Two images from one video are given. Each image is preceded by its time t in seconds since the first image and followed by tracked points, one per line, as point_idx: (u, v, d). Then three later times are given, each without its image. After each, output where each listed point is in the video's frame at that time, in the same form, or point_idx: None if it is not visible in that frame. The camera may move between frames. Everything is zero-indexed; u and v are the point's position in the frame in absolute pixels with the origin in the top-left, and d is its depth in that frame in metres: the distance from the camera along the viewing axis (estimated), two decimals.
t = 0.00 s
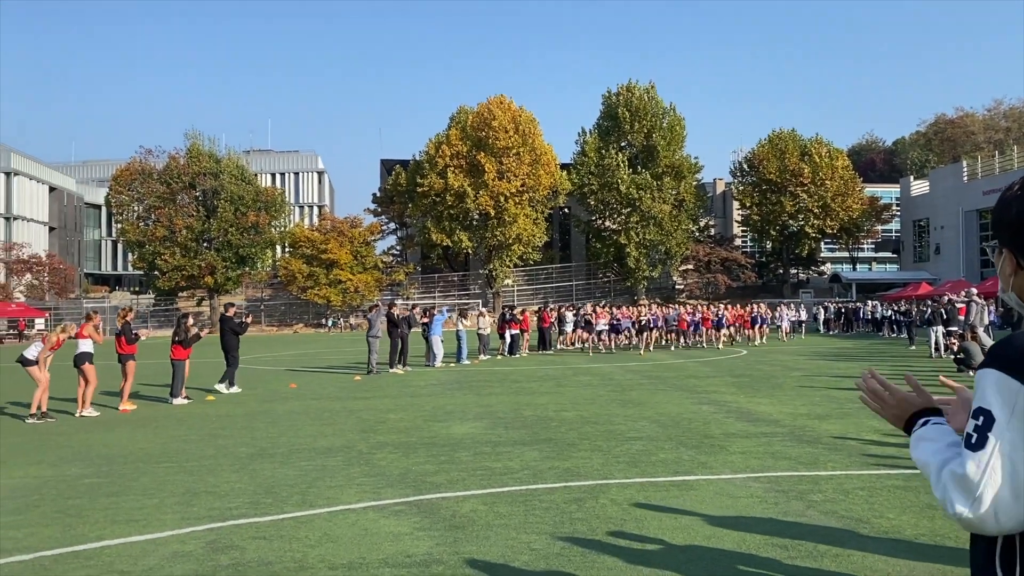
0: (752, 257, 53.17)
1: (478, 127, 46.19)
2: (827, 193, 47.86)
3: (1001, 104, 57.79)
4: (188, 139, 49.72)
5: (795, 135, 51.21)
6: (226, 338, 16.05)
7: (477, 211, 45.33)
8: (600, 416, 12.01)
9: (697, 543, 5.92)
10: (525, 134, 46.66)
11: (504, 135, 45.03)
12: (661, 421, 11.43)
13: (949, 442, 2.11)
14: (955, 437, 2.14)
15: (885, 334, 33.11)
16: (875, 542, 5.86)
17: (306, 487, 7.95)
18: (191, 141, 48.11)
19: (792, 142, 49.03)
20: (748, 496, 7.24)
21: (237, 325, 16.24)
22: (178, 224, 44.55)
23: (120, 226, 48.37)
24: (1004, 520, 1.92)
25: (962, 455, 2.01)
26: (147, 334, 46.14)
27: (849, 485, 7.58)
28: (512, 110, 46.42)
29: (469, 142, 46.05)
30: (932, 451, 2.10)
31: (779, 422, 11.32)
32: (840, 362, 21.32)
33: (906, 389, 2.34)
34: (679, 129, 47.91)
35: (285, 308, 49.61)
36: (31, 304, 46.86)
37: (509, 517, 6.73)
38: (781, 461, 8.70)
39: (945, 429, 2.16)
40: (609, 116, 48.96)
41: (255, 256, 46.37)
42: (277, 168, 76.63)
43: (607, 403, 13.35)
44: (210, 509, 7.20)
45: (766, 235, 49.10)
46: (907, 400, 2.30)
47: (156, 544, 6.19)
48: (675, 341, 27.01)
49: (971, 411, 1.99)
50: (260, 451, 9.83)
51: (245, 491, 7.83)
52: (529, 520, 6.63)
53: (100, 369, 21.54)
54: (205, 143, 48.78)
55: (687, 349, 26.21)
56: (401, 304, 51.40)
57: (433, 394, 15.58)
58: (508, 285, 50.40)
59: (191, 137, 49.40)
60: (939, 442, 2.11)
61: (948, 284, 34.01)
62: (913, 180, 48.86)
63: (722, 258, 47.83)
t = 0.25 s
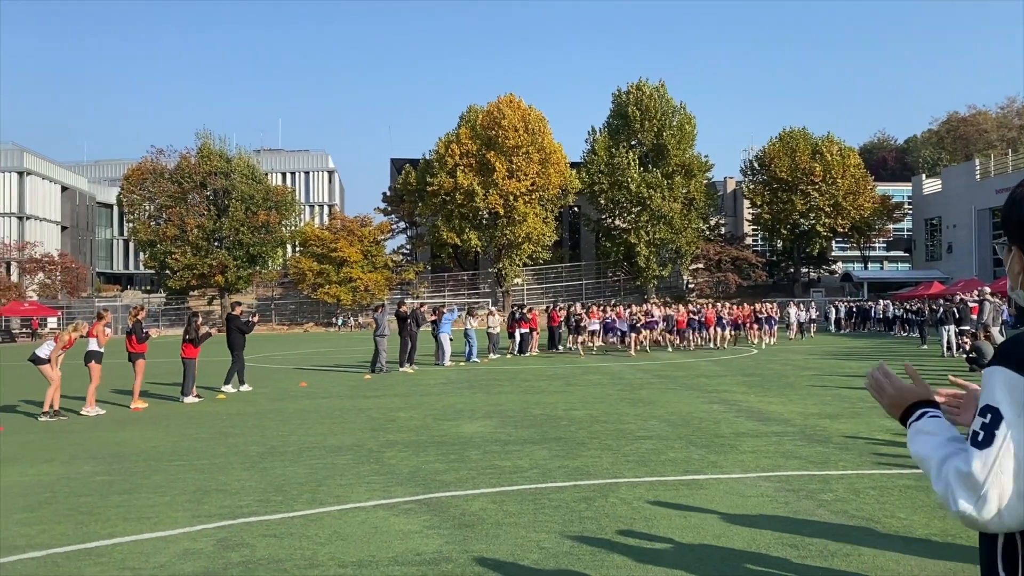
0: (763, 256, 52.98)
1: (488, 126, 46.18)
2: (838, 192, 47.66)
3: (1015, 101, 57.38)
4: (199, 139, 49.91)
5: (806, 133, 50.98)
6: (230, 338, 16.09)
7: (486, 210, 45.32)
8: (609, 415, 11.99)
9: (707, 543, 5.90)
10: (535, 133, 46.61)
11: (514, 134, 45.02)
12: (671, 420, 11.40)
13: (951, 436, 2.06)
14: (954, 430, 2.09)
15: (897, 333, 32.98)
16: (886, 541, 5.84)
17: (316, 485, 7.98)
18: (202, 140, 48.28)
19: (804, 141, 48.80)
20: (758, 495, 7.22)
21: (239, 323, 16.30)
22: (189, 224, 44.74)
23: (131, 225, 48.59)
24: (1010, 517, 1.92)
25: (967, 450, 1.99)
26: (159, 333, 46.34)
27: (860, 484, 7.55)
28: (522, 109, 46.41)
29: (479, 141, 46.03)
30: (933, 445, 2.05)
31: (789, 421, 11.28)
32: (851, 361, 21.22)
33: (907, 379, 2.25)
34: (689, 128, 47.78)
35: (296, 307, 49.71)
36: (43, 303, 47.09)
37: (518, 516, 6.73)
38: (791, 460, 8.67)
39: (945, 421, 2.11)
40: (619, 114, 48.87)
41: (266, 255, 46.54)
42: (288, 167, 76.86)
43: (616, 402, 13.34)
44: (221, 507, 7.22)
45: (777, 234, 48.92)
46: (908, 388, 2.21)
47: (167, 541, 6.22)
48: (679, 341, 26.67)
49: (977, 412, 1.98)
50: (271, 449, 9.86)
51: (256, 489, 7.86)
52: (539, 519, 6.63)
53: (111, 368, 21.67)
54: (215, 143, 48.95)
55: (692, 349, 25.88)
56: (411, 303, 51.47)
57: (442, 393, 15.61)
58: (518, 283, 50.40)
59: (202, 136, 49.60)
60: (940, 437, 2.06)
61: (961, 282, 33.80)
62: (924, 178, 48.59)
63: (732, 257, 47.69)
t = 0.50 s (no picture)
0: (772, 255, 52.82)
1: (496, 125, 46.16)
2: (848, 190, 47.48)
3: None
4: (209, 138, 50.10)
5: (816, 132, 50.77)
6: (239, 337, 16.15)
7: (495, 208, 45.32)
8: (618, 414, 11.98)
9: (716, 542, 5.89)
10: (543, 132, 46.57)
11: (522, 133, 45.00)
12: (680, 420, 11.38)
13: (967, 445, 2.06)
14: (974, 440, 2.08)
15: (907, 333, 32.89)
16: (896, 540, 5.82)
17: (325, 484, 8.00)
18: (212, 140, 48.42)
19: (813, 139, 48.58)
20: (768, 495, 7.20)
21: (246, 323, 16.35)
22: (199, 223, 44.91)
23: (142, 225, 48.82)
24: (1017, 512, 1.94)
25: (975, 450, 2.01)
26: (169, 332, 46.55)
27: (871, 484, 7.53)
28: (530, 108, 46.39)
29: (487, 140, 45.99)
30: (947, 452, 2.06)
31: (799, 421, 11.25)
32: (861, 360, 21.14)
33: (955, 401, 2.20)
34: (698, 127, 47.66)
35: (305, 306, 49.81)
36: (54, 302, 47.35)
37: (527, 515, 6.74)
38: (801, 460, 8.65)
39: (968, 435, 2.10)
40: (627, 113, 48.78)
41: (275, 253, 46.70)
42: (297, 167, 77.06)
43: (626, 402, 13.33)
44: (231, 505, 7.26)
45: (787, 233, 48.76)
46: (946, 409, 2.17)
47: (178, 539, 6.25)
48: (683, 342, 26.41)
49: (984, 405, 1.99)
50: (280, 448, 9.89)
51: (266, 487, 7.89)
52: (548, 518, 6.64)
53: (122, 367, 21.79)
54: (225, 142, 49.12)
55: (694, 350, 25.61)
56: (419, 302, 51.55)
57: (451, 392, 15.62)
58: (527, 282, 50.40)
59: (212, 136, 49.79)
60: (954, 445, 2.06)
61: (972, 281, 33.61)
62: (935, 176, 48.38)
63: (742, 256, 47.57)
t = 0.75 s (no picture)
0: (785, 254, 52.62)
1: (508, 124, 46.18)
2: (862, 188, 47.21)
3: None
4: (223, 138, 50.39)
5: (829, 129, 50.50)
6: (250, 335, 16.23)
7: (507, 207, 45.34)
8: (631, 413, 11.97)
9: (731, 541, 5.89)
10: (554, 131, 46.54)
11: (534, 132, 45.01)
12: (693, 419, 11.36)
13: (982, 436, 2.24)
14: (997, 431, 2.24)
15: (922, 332, 32.76)
16: (912, 538, 5.80)
17: (340, 481, 8.05)
18: (225, 140, 48.68)
19: (826, 137, 48.33)
20: (782, 493, 7.19)
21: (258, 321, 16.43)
22: (213, 222, 45.19)
23: (156, 225, 49.14)
24: None
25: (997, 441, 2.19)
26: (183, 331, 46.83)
27: (885, 483, 7.51)
28: (542, 106, 46.39)
29: (499, 138, 46.01)
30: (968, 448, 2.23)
31: (813, 419, 11.21)
32: (875, 359, 21.03)
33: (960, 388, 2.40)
34: (711, 125, 47.51)
35: (318, 304, 49.97)
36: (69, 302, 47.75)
37: (541, 512, 6.75)
38: (815, 459, 8.62)
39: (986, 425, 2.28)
40: (639, 111, 48.71)
41: (288, 252, 46.93)
42: (310, 166, 77.34)
43: (639, 401, 13.31)
44: (246, 502, 7.31)
45: (800, 232, 48.57)
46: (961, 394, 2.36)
47: (194, 536, 6.30)
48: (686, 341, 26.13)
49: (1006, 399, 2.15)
50: (295, 445, 9.96)
51: (281, 484, 7.94)
52: (561, 516, 6.65)
53: (138, 365, 21.98)
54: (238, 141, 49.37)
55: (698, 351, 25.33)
56: (431, 301, 51.67)
57: (463, 390, 15.66)
58: (539, 281, 50.42)
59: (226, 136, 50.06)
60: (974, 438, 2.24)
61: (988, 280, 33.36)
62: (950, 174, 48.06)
63: (755, 254, 47.41)
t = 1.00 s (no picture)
0: (799, 253, 52.37)
1: (520, 123, 46.18)
2: (876, 187, 46.91)
3: None
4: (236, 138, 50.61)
5: (843, 128, 50.21)
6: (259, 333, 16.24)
7: (518, 207, 45.30)
8: (643, 412, 11.96)
9: (745, 541, 5.86)
10: (566, 130, 46.50)
11: (546, 131, 44.98)
12: (706, 418, 11.32)
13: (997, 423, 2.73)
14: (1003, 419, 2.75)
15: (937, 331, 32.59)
16: (928, 539, 5.76)
17: (353, 480, 8.07)
18: (239, 139, 48.87)
19: (840, 135, 48.02)
20: (796, 493, 7.16)
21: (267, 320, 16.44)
22: (227, 222, 45.40)
23: (170, 224, 49.40)
24: None
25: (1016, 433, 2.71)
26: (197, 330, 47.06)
27: (901, 483, 7.46)
28: (554, 105, 46.35)
29: (511, 138, 46.00)
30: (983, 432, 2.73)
31: (828, 419, 11.16)
32: (890, 359, 20.90)
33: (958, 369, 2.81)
34: (724, 124, 47.34)
35: (330, 303, 50.06)
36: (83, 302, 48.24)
37: (555, 512, 6.75)
38: (829, 459, 8.58)
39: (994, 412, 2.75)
40: (652, 110, 48.62)
41: (301, 252, 47.08)
42: (323, 166, 77.58)
43: (651, 400, 13.29)
44: (261, 500, 7.34)
45: (814, 230, 48.31)
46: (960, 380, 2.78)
47: (209, 534, 6.33)
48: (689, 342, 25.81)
49: None
50: (308, 444, 10.00)
51: (295, 483, 7.97)
52: (575, 515, 6.65)
53: (152, 364, 22.10)
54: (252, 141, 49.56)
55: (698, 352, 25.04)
56: (443, 301, 51.71)
57: (476, 389, 15.67)
58: (551, 281, 50.36)
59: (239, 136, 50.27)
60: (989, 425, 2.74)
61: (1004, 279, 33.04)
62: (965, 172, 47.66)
63: (768, 253, 47.21)
